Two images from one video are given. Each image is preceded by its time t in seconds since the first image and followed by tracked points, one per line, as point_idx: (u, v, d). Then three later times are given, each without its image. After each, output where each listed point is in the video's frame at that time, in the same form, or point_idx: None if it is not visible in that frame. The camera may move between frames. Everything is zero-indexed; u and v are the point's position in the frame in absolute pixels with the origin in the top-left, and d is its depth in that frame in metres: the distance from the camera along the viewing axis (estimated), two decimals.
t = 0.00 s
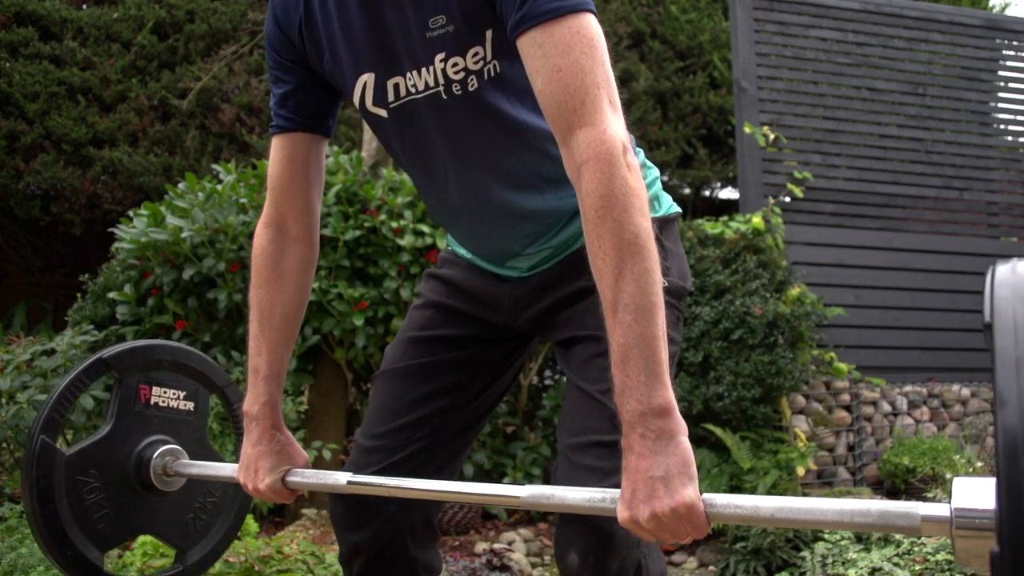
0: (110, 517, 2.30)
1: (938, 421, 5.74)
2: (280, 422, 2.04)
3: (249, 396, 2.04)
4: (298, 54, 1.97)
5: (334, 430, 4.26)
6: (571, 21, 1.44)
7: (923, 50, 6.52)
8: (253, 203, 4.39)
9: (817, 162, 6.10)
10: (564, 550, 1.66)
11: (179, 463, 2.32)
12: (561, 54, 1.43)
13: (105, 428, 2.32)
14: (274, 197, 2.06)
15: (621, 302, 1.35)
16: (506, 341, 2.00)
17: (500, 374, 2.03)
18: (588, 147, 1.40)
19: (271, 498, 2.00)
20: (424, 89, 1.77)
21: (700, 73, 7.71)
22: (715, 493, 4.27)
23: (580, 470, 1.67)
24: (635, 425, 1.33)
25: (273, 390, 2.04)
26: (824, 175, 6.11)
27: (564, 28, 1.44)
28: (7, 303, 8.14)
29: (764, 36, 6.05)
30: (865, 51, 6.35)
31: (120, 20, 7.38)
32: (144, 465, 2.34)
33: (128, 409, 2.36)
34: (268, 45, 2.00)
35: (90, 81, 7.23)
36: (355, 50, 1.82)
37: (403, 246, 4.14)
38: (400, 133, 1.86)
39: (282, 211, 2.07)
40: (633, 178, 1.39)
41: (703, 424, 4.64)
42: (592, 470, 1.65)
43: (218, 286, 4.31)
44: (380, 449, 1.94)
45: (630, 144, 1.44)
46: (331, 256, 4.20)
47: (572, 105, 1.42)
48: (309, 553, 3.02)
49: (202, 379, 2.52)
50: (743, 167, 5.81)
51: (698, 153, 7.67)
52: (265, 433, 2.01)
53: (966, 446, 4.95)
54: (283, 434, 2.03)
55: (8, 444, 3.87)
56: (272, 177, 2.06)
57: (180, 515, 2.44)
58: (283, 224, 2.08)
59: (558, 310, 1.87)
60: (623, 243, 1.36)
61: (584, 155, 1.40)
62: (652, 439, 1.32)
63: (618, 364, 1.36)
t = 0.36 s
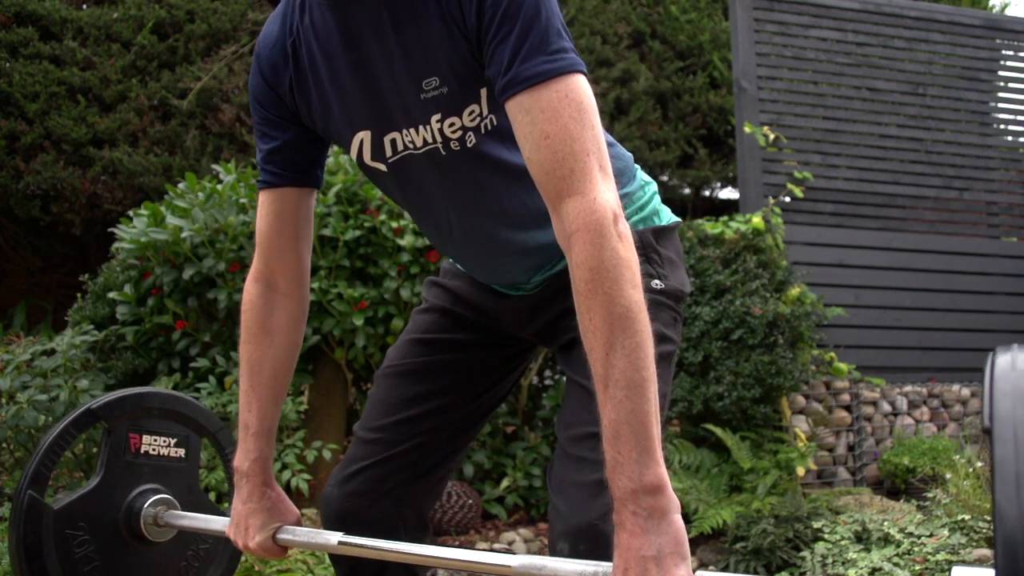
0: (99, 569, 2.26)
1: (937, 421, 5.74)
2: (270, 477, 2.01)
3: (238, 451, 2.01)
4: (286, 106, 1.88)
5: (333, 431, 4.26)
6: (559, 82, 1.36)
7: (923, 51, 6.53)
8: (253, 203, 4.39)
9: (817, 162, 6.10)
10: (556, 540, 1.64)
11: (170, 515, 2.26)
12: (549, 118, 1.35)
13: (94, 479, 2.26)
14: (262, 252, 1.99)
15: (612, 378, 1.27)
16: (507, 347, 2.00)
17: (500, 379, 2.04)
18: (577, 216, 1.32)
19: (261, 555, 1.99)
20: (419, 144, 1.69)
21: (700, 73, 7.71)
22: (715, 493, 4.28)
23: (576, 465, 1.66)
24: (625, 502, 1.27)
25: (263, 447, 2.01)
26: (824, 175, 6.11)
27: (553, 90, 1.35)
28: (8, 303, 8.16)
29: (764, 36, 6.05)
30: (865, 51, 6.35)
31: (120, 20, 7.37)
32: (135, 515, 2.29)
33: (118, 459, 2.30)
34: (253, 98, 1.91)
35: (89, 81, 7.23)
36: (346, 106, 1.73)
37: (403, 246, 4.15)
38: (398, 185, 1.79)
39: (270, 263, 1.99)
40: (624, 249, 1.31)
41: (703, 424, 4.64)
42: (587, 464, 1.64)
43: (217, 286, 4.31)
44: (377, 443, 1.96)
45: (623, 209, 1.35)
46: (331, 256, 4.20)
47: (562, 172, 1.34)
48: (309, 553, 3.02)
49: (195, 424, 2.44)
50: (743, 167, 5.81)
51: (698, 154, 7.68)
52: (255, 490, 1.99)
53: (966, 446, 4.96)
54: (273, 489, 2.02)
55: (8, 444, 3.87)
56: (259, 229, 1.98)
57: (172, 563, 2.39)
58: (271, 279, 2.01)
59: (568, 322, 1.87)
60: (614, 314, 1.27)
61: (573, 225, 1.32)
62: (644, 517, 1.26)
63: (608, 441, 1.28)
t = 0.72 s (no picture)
0: None
1: (938, 421, 5.74)
2: (265, 531, 1.92)
3: (232, 504, 1.91)
4: (279, 160, 1.85)
5: (333, 432, 4.25)
6: (554, 150, 1.32)
7: (923, 50, 6.53)
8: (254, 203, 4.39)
9: (817, 162, 6.10)
10: (545, 536, 1.58)
11: (163, 562, 2.20)
12: (544, 189, 1.31)
13: (88, 525, 2.23)
14: (254, 305, 1.93)
15: (607, 454, 1.24)
16: (501, 362, 2.01)
17: (490, 396, 2.04)
18: (571, 289, 1.28)
19: None
20: (421, 200, 1.69)
21: (700, 73, 7.70)
22: (715, 493, 4.28)
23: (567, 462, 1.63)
24: None
25: (258, 502, 1.91)
26: (824, 175, 6.11)
27: (548, 159, 1.31)
28: (8, 303, 8.17)
29: (764, 36, 6.04)
30: (865, 51, 6.35)
31: (120, 20, 7.36)
32: (129, 561, 2.24)
33: (112, 505, 2.25)
34: (244, 153, 1.86)
35: (89, 81, 7.22)
36: (345, 162, 1.72)
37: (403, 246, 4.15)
38: (401, 234, 1.80)
39: (263, 315, 1.93)
40: (621, 322, 1.27)
41: (703, 424, 4.63)
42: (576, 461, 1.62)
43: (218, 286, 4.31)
44: (369, 442, 1.93)
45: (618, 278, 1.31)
46: (331, 256, 4.20)
47: (556, 244, 1.29)
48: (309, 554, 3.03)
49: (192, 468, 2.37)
50: (743, 167, 5.81)
51: (698, 153, 7.68)
52: (249, 544, 1.90)
53: (966, 446, 4.96)
54: (268, 543, 1.92)
55: (9, 444, 3.87)
56: (250, 280, 1.93)
57: None
58: (264, 332, 1.94)
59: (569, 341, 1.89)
60: (608, 391, 1.24)
61: (567, 299, 1.28)
62: None
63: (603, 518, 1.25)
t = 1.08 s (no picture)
0: None
1: (938, 421, 5.74)
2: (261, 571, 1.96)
3: (230, 547, 1.96)
4: (271, 206, 1.82)
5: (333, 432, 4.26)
6: (549, 213, 1.34)
7: (923, 50, 6.53)
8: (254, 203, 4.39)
9: (817, 162, 6.10)
10: (529, 544, 1.55)
11: None
12: (539, 255, 1.33)
13: (83, 563, 1.88)
14: (248, 351, 1.93)
15: (606, 524, 1.32)
16: (495, 384, 2.01)
17: (477, 417, 2.03)
18: (569, 358, 1.33)
19: None
20: (414, 248, 1.68)
21: (700, 73, 7.69)
22: (715, 493, 4.28)
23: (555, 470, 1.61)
24: None
25: (254, 545, 1.95)
26: (824, 176, 6.10)
27: (544, 222, 1.33)
28: (8, 303, 8.19)
29: (764, 36, 6.04)
30: (865, 51, 6.35)
31: (120, 20, 7.35)
32: None
33: (110, 540, 1.91)
34: (235, 198, 1.84)
35: (89, 81, 7.22)
36: (338, 210, 1.71)
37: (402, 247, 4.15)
38: (394, 279, 1.80)
39: (256, 362, 1.94)
40: (623, 389, 1.33)
41: (703, 424, 4.63)
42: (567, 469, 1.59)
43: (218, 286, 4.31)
44: (354, 447, 1.92)
45: (614, 340, 1.36)
46: (332, 256, 4.21)
47: (553, 310, 1.33)
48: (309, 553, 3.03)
49: (199, 500, 2.03)
50: (744, 167, 5.81)
51: (698, 153, 7.69)
52: None
53: (966, 447, 4.96)
54: None
55: (9, 444, 3.87)
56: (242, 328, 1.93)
57: None
58: (258, 377, 1.95)
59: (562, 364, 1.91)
60: (610, 463, 1.31)
61: (564, 367, 1.33)
62: None
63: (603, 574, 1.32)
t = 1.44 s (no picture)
0: None
1: (938, 421, 5.74)
2: None
3: None
4: (264, 246, 1.73)
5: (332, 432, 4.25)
6: (548, 270, 1.27)
7: (923, 50, 6.53)
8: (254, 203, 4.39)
9: (817, 162, 6.10)
10: (510, 556, 1.48)
11: None
12: (538, 314, 1.27)
13: None
14: (243, 388, 1.84)
15: None
16: (494, 405, 1.93)
17: (472, 439, 1.95)
18: (569, 422, 1.28)
19: None
20: (410, 291, 1.61)
21: (700, 73, 7.68)
22: (715, 493, 4.28)
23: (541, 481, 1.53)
24: None
25: None
26: (824, 175, 6.10)
27: (543, 280, 1.27)
28: (7, 303, 8.19)
29: (764, 36, 6.04)
30: (865, 51, 6.35)
31: (120, 20, 7.35)
32: None
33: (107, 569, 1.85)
34: (226, 237, 1.74)
35: (89, 81, 7.20)
36: (330, 255, 1.64)
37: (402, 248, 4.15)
38: (389, 319, 1.73)
39: (252, 400, 1.85)
40: (626, 451, 1.30)
41: (703, 424, 4.63)
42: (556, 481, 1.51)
43: (218, 286, 4.31)
44: (347, 458, 1.82)
45: (616, 398, 1.31)
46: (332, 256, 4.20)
47: (553, 370, 1.28)
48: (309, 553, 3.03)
49: (195, 528, 1.98)
50: (744, 167, 5.81)
51: (698, 153, 7.69)
52: None
53: (966, 447, 4.96)
54: None
55: (8, 444, 3.87)
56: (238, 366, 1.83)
57: None
58: (254, 413, 1.87)
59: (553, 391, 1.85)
60: (611, 526, 1.27)
61: (564, 430, 1.28)
62: None
63: None
